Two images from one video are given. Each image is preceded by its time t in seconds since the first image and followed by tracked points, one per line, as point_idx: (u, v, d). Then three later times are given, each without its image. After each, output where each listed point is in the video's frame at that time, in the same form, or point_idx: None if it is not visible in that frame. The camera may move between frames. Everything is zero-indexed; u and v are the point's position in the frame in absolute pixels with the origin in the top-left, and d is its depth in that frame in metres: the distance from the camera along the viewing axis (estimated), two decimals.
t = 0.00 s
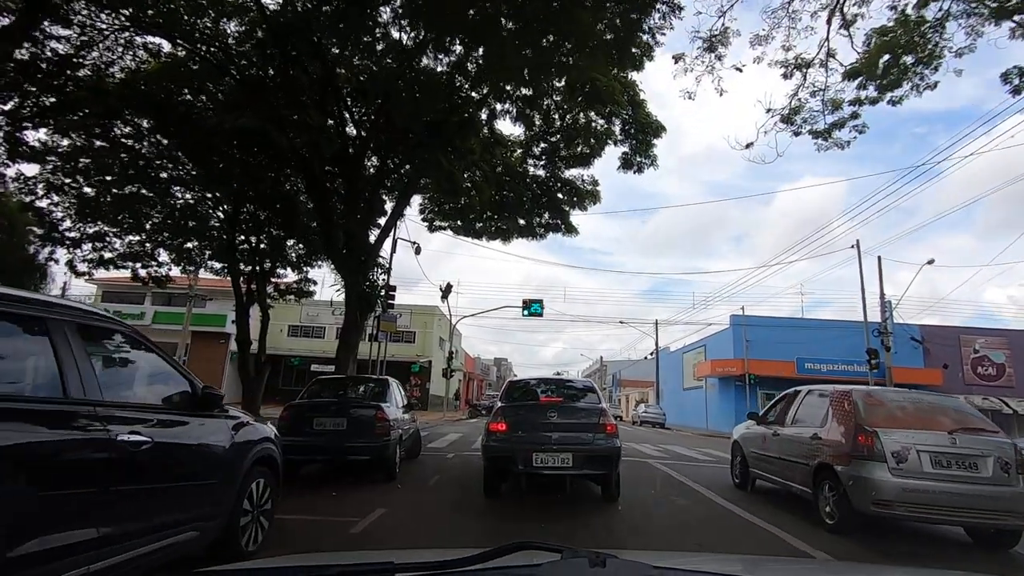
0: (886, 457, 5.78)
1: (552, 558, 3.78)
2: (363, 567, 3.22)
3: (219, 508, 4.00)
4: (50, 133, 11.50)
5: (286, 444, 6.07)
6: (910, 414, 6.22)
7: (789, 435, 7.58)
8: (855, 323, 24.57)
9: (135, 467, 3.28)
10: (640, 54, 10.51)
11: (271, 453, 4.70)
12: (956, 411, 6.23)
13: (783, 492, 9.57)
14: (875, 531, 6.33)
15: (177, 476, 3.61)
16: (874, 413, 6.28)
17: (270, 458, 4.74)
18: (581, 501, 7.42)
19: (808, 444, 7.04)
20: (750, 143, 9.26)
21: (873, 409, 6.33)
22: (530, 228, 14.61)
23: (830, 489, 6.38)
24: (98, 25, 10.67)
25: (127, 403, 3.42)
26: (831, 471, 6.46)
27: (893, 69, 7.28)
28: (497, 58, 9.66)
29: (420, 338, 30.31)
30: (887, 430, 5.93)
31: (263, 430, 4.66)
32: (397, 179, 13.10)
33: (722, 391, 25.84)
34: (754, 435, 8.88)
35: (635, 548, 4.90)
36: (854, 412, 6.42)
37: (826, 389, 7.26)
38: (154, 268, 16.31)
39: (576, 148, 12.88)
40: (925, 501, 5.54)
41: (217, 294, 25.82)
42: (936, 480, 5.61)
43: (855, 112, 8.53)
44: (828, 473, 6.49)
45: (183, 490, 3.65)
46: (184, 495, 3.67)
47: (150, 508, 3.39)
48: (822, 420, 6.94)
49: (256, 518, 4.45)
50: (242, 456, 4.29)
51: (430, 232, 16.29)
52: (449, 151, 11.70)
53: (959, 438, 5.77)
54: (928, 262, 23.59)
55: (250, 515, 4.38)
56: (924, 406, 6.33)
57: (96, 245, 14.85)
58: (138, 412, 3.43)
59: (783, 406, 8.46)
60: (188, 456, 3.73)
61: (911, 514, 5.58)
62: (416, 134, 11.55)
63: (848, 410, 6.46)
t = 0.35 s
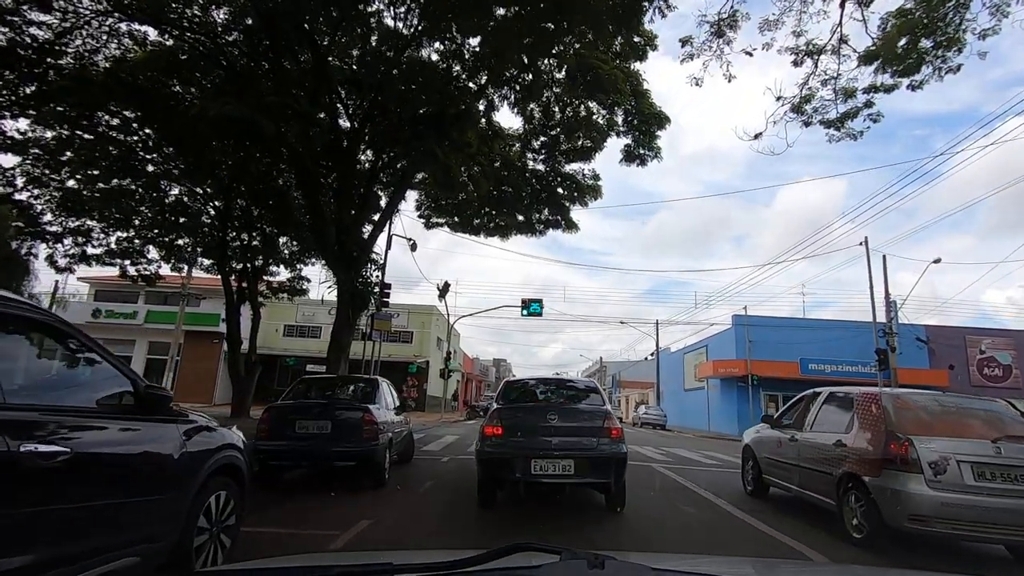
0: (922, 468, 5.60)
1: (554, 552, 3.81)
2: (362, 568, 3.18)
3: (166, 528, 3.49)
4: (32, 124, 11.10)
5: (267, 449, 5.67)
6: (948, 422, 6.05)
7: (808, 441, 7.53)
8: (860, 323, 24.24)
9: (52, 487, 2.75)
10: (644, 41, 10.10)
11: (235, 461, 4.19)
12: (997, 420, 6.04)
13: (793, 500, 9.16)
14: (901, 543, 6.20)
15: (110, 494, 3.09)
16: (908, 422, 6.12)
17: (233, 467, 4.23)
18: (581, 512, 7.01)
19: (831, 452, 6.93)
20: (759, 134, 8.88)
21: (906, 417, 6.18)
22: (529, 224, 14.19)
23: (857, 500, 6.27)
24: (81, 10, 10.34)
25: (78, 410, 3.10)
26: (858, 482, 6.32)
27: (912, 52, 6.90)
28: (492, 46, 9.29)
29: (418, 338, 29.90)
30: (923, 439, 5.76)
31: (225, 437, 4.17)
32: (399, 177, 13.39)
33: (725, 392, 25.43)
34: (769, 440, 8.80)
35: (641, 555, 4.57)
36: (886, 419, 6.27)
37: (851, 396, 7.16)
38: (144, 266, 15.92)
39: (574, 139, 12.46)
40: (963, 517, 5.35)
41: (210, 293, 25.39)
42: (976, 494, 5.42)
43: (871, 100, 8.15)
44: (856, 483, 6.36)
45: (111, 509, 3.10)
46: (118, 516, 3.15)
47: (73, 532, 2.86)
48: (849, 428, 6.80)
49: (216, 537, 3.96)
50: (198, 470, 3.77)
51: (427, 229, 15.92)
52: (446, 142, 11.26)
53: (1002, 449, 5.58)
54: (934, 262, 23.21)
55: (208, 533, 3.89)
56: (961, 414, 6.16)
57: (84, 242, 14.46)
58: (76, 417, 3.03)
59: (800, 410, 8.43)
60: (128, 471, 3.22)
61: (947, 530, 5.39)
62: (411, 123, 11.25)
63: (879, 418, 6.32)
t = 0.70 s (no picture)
0: (945, 476, 5.35)
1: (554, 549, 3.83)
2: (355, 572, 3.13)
3: (116, 546, 3.12)
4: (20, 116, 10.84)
5: (254, 455, 5.39)
6: (970, 427, 5.80)
7: (820, 445, 7.28)
8: (865, 324, 23.96)
9: None
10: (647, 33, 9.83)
11: (201, 469, 3.84)
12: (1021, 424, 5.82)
13: (801, 506, 8.89)
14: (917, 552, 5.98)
15: (48, 510, 2.75)
16: (929, 428, 5.85)
17: (200, 476, 3.88)
18: (583, 523, 6.73)
19: (845, 457, 6.68)
20: (765, 128, 8.61)
21: (926, 422, 5.92)
22: (529, 223, 13.93)
23: (871, 507, 6.06)
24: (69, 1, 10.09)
25: (13, 414, 2.80)
26: (875, 489, 6.07)
27: (930, 40, 6.64)
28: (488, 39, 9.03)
29: (417, 338, 29.64)
30: (946, 446, 5.50)
31: (190, 443, 3.83)
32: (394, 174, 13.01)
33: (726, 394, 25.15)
34: (777, 444, 8.53)
35: (650, 565, 4.29)
36: (904, 424, 6.00)
37: (864, 399, 6.90)
38: (136, 264, 15.66)
39: (575, 134, 12.18)
40: (988, 527, 5.12)
41: (206, 293, 25.13)
42: (1002, 503, 5.19)
43: (883, 93, 7.88)
44: (872, 489, 6.13)
45: (43, 526, 2.73)
46: (57, 533, 2.80)
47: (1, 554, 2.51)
48: (863, 432, 6.55)
49: (182, 554, 3.59)
50: (155, 481, 3.41)
51: (425, 228, 15.65)
52: (444, 137, 11.02)
53: None
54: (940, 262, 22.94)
55: (172, 550, 3.52)
56: (984, 418, 5.91)
57: (75, 239, 14.20)
58: (8, 422, 2.72)
59: (810, 413, 8.18)
60: (68, 483, 2.87)
61: (971, 542, 5.15)
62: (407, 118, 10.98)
63: (897, 423, 6.05)
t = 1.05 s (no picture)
0: (945, 479, 5.14)
1: (554, 551, 3.84)
2: None
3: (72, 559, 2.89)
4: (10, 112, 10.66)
5: (242, 460, 5.16)
6: (968, 428, 5.59)
7: (819, 446, 7.04)
8: (868, 325, 23.73)
9: None
10: (650, 26, 9.59)
11: (172, 478, 3.63)
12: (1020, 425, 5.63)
13: (801, 507, 8.66)
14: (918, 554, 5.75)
15: None
16: (928, 430, 5.63)
17: (171, 486, 3.67)
18: (586, 533, 6.50)
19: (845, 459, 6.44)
20: (772, 122, 8.39)
21: (925, 423, 5.71)
22: (528, 221, 13.76)
23: (870, 509, 5.83)
24: None
25: None
26: (875, 492, 5.84)
27: (943, 28, 6.41)
28: (488, 31, 8.78)
29: (416, 339, 29.41)
30: (945, 448, 5.30)
31: (160, 450, 3.63)
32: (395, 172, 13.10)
33: (728, 395, 24.91)
34: (778, 445, 8.28)
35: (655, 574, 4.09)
36: (904, 426, 5.78)
37: (864, 400, 6.65)
38: (131, 263, 15.44)
39: (577, 131, 11.95)
40: (990, 531, 4.91)
41: (203, 293, 24.90)
42: (1004, 507, 4.98)
43: (893, 85, 7.65)
44: (870, 491, 5.91)
45: None
46: (22, 546, 2.65)
47: None
48: (863, 433, 6.32)
49: (146, 571, 3.32)
50: (118, 490, 3.20)
51: (422, 227, 15.43)
52: (442, 133, 10.76)
53: None
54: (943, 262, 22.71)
55: (135, 567, 3.25)
56: (983, 420, 5.70)
57: (68, 238, 14.00)
58: None
59: (811, 412, 7.93)
60: (20, 492, 2.67)
61: (975, 546, 4.93)
62: (405, 113, 10.76)
63: (896, 424, 5.83)
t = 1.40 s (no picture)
0: (920, 476, 5.22)
1: (553, 551, 3.85)
2: None
3: (21, 567, 2.67)
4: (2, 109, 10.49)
5: (230, 463, 4.98)
6: (945, 427, 5.66)
7: (807, 445, 7.04)
8: (871, 325, 23.52)
9: None
10: (653, 19, 9.42)
11: (146, 487, 3.45)
12: (993, 423, 5.70)
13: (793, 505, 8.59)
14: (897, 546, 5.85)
15: None
16: (907, 430, 5.69)
17: (144, 495, 3.48)
18: (590, 539, 6.32)
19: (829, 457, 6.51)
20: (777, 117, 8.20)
21: (904, 423, 5.77)
22: (529, 219, 13.58)
23: (852, 506, 5.91)
24: None
25: None
26: (856, 488, 5.91)
27: (955, 17, 6.22)
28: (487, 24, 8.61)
29: (415, 339, 29.21)
30: (920, 446, 5.37)
31: (133, 455, 3.47)
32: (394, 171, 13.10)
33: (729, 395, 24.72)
34: (768, 444, 8.25)
35: None
36: (884, 426, 5.85)
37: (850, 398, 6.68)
38: (125, 262, 15.25)
39: (578, 127, 11.77)
40: (963, 524, 5.00)
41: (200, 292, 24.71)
42: (980, 503, 5.04)
43: (903, 78, 7.46)
44: (852, 488, 5.98)
45: None
46: None
47: None
48: (845, 432, 6.38)
49: None
50: (83, 493, 3.02)
51: (421, 226, 15.25)
52: (441, 131, 10.55)
53: (1000, 454, 5.20)
54: (948, 262, 22.51)
55: None
56: (960, 420, 5.76)
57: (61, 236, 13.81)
58: None
59: (797, 411, 7.93)
60: None
61: (947, 538, 5.02)
62: (403, 109, 10.52)
63: (877, 424, 5.91)
